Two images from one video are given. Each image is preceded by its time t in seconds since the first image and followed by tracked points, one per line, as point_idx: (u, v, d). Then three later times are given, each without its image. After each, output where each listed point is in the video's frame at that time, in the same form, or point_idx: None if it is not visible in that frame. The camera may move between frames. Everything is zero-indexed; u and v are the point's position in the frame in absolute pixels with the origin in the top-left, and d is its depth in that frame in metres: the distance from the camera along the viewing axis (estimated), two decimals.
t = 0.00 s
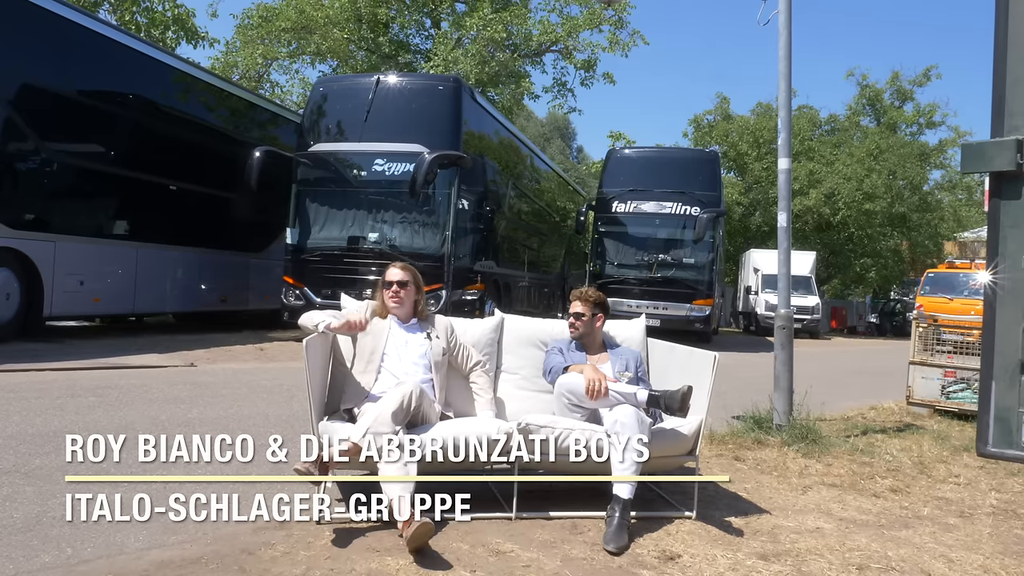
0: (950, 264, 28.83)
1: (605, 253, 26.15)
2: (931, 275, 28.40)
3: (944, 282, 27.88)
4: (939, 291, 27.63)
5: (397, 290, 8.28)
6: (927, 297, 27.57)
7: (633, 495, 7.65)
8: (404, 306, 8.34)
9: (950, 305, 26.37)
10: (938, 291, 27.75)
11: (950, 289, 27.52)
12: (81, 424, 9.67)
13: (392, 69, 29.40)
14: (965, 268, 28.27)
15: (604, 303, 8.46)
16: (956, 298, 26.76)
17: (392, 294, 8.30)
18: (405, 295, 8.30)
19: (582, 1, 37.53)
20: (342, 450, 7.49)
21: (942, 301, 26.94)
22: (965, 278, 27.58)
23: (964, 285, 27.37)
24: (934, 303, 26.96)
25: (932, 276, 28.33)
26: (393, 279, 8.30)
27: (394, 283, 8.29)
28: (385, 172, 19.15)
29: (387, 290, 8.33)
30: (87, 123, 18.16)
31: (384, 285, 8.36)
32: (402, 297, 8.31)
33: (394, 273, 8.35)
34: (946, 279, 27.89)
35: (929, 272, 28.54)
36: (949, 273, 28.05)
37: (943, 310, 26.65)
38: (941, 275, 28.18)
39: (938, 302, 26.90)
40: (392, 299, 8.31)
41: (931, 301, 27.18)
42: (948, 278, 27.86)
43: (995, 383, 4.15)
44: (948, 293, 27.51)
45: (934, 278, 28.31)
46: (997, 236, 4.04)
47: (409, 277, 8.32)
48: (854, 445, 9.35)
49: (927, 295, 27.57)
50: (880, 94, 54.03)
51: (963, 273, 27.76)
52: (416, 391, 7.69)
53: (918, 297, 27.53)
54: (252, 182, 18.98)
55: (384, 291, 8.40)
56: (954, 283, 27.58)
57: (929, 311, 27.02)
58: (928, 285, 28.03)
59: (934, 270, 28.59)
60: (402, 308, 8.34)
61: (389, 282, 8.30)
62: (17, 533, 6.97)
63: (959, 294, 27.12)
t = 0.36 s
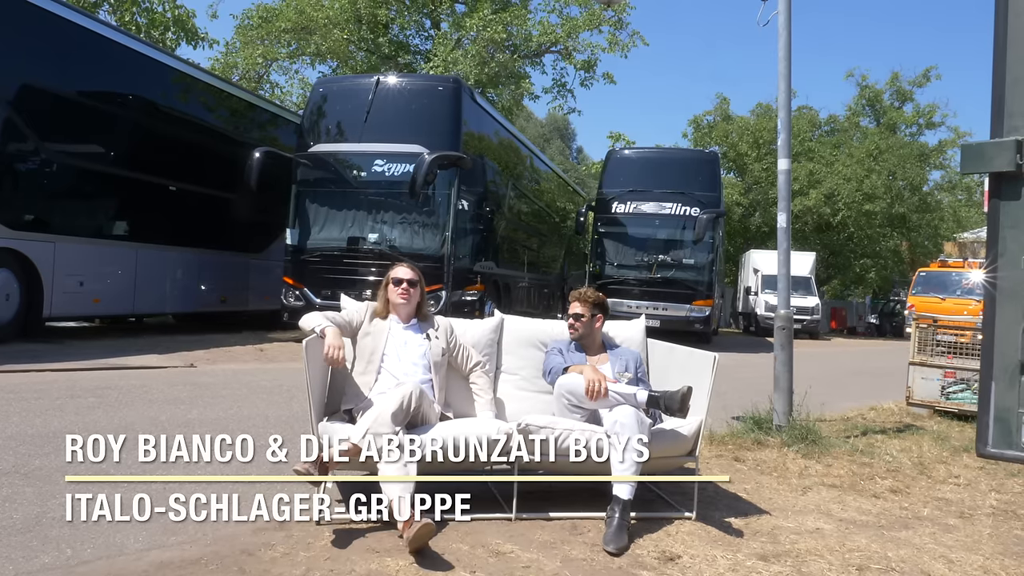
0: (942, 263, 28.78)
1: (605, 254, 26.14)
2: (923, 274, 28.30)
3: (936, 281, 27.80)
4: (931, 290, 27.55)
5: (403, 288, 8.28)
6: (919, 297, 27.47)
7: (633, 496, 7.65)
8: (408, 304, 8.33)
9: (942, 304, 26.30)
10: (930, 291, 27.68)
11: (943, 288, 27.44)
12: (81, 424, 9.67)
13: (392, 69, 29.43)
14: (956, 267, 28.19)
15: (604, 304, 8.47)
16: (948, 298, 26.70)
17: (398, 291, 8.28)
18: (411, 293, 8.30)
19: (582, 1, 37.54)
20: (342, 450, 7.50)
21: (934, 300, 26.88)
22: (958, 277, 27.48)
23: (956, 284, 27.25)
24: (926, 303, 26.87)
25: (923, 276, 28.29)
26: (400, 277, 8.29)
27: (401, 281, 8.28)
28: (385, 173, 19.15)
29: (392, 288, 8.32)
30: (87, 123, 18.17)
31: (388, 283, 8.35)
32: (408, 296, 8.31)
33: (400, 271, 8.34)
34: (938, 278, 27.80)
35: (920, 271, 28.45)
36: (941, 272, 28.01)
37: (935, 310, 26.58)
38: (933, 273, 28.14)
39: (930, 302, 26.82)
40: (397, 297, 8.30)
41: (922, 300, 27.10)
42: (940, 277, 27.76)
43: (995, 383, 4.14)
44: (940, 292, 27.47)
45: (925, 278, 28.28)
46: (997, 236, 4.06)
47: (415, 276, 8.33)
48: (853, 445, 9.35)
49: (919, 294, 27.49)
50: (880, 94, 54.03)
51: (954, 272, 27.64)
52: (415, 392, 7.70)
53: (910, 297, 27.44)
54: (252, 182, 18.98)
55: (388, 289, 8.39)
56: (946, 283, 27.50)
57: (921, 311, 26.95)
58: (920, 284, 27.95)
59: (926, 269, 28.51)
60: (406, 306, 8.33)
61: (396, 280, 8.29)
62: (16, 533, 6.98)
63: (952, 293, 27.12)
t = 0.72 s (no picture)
0: (933, 262, 28.63)
1: (603, 254, 26.16)
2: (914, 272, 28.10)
3: (926, 280, 27.65)
4: (921, 289, 27.39)
5: (402, 289, 8.26)
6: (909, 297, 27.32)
7: (631, 496, 7.66)
8: (406, 305, 8.31)
9: (933, 305, 26.16)
10: (920, 289, 27.54)
11: (934, 288, 27.28)
12: (80, 424, 9.67)
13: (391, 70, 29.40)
14: (947, 266, 28.01)
15: (603, 303, 8.48)
16: (939, 298, 26.59)
17: (397, 292, 8.26)
18: (409, 294, 8.29)
19: (581, 2, 37.53)
20: (342, 450, 7.50)
21: (925, 300, 26.78)
22: (949, 276, 27.29)
23: (948, 283, 27.07)
24: (917, 302, 26.80)
25: (914, 274, 28.03)
26: (398, 278, 8.28)
27: (400, 281, 8.27)
28: (383, 173, 19.14)
29: (390, 289, 8.30)
30: (85, 123, 18.16)
31: (387, 283, 8.33)
32: (406, 297, 8.29)
33: (398, 272, 8.33)
34: (927, 277, 27.62)
35: (911, 269, 28.24)
36: (931, 270, 27.83)
37: (925, 311, 26.45)
38: (922, 271, 27.90)
39: (920, 302, 26.71)
40: (396, 298, 8.28)
41: (913, 300, 26.95)
42: (930, 276, 27.59)
43: (993, 384, 4.30)
44: (931, 291, 27.29)
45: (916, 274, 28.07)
46: (995, 236, 4.22)
47: (414, 277, 8.32)
48: (852, 446, 9.34)
49: (910, 294, 27.35)
50: (879, 95, 54.01)
51: (945, 271, 27.44)
52: (414, 392, 7.70)
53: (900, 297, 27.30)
54: (251, 183, 18.98)
55: (386, 290, 8.37)
56: (937, 282, 27.34)
57: (911, 311, 26.84)
58: (910, 283, 27.78)
59: (916, 267, 28.26)
60: (405, 307, 8.31)
61: (394, 280, 8.27)
62: (15, 532, 6.98)
63: (943, 292, 26.98)
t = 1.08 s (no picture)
0: (920, 259, 28.70)
1: (600, 252, 26.19)
2: (901, 268, 28.10)
3: (913, 276, 27.66)
4: (908, 285, 27.41)
5: (399, 289, 8.26)
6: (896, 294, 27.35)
7: (627, 494, 7.68)
8: (402, 305, 8.31)
9: (920, 302, 26.22)
10: (907, 286, 27.43)
11: (921, 284, 27.30)
12: (76, 424, 9.65)
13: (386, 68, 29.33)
14: (935, 263, 28.02)
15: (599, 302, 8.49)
16: (926, 295, 26.64)
17: (393, 292, 8.27)
18: (406, 294, 8.29)
19: None
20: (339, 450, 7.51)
21: (912, 297, 26.75)
22: (937, 272, 27.38)
23: (935, 280, 27.12)
24: (904, 299, 26.83)
25: (901, 270, 27.97)
26: (395, 277, 8.29)
27: (396, 281, 8.27)
28: (379, 171, 19.10)
29: (386, 288, 8.30)
30: (80, 121, 18.09)
31: (383, 283, 8.33)
32: (402, 296, 8.29)
33: (394, 272, 8.34)
34: (915, 273, 27.61)
35: (898, 265, 28.25)
36: (919, 266, 27.80)
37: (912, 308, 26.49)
38: (910, 268, 27.90)
39: (907, 299, 26.70)
40: (392, 297, 8.28)
41: (900, 297, 26.98)
42: (917, 272, 27.57)
43: (989, 381, 5.01)
44: (918, 287, 27.28)
45: (902, 271, 27.95)
46: (991, 238, 4.96)
47: (410, 277, 8.33)
48: (847, 444, 9.36)
49: (896, 290, 27.34)
50: (875, 93, 54.04)
51: (932, 267, 27.48)
52: (410, 391, 7.73)
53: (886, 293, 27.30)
54: (246, 181, 18.93)
55: (382, 290, 8.37)
56: (924, 278, 27.34)
57: (898, 308, 26.87)
58: (897, 279, 27.75)
59: (903, 264, 28.29)
60: (400, 307, 8.31)
61: (391, 280, 8.28)
62: (11, 532, 6.97)
63: (930, 289, 26.98)
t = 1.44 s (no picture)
0: (913, 251, 28.47)
1: (600, 249, 26.19)
2: (892, 262, 27.98)
3: (904, 270, 27.56)
4: (900, 280, 27.34)
5: (401, 286, 8.27)
6: (886, 288, 27.31)
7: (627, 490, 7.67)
8: (404, 302, 8.32)
9: (912, 297, 26.25)
10: (898, 280, 27.42)
11: (912, 279, 27.24)
12: (76, 421, 9.66)
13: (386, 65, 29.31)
14: (927, 256, 27.90)
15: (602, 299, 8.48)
16: (918, 290, 26.69)
17: (395, 289, 8.28)
18: (408, 292, 8.30)
19: None
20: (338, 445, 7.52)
21: (904, 292, 26.83)
22: (929, 266, 27.29)
23: (927, 274, 27.11)
24: (896, 294, 26.87)
25: (892, 264, 27.94)
26: (398, 275, 8.29)
27: (399, 278, 8.28)
28: (379, 168, 19.07)
29: (388, 285, 8.31)
30: (80, 119, 18.08)
31: (386, 280, 8.34)
32: (404, 294, 8.30)
33: (396, 268, 8.33)
34: (906, 267, 27.52)
35: (889, 258, 28.12)
36: (910, 260, 27.73)
37: (905, 303, 26.56)
38: (901, 262, 27.76)
39: (899, 294, 26.75)
40: (394, 294, 8.29)
41: (891, 292, 26.99)
42: (908, 266, 27.46)
43: (989, 378, 4.91)
44: (910, 282, 27.28)
45: (894, 265, 27.93)
46: (992, 230, 4.84)
47: (413, 274, 8.34)
48: (848, 439, 9.37)
49: (887, 284, 27.33)
50: (874, 89, 54.06)
51: (924, 261, 27.41)
52: (410, 388, 7.75)
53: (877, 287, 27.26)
54: (247, 179, 18.92)
55: (384, 286, 8.37)
56: (916, 273, 27.31)
57: (889, 304, 26.88)
58: (888, 273, 27.64)
59: (894, 257, 28.10)
60: (402, 304, 8.32)
61: (393, 277, 8.28)
62: (12, 530, 6.97)
63: (922, 283, 27.00)
